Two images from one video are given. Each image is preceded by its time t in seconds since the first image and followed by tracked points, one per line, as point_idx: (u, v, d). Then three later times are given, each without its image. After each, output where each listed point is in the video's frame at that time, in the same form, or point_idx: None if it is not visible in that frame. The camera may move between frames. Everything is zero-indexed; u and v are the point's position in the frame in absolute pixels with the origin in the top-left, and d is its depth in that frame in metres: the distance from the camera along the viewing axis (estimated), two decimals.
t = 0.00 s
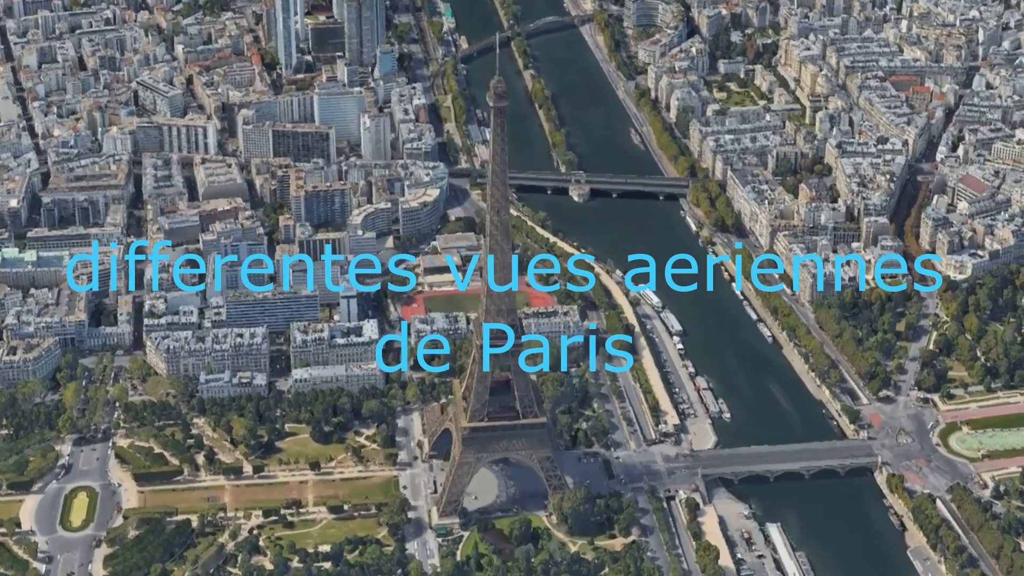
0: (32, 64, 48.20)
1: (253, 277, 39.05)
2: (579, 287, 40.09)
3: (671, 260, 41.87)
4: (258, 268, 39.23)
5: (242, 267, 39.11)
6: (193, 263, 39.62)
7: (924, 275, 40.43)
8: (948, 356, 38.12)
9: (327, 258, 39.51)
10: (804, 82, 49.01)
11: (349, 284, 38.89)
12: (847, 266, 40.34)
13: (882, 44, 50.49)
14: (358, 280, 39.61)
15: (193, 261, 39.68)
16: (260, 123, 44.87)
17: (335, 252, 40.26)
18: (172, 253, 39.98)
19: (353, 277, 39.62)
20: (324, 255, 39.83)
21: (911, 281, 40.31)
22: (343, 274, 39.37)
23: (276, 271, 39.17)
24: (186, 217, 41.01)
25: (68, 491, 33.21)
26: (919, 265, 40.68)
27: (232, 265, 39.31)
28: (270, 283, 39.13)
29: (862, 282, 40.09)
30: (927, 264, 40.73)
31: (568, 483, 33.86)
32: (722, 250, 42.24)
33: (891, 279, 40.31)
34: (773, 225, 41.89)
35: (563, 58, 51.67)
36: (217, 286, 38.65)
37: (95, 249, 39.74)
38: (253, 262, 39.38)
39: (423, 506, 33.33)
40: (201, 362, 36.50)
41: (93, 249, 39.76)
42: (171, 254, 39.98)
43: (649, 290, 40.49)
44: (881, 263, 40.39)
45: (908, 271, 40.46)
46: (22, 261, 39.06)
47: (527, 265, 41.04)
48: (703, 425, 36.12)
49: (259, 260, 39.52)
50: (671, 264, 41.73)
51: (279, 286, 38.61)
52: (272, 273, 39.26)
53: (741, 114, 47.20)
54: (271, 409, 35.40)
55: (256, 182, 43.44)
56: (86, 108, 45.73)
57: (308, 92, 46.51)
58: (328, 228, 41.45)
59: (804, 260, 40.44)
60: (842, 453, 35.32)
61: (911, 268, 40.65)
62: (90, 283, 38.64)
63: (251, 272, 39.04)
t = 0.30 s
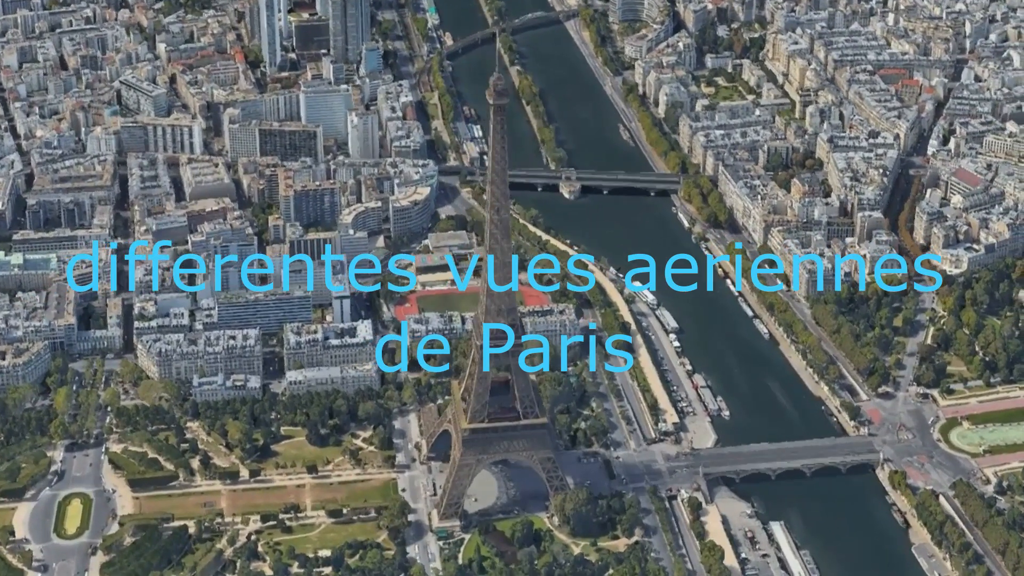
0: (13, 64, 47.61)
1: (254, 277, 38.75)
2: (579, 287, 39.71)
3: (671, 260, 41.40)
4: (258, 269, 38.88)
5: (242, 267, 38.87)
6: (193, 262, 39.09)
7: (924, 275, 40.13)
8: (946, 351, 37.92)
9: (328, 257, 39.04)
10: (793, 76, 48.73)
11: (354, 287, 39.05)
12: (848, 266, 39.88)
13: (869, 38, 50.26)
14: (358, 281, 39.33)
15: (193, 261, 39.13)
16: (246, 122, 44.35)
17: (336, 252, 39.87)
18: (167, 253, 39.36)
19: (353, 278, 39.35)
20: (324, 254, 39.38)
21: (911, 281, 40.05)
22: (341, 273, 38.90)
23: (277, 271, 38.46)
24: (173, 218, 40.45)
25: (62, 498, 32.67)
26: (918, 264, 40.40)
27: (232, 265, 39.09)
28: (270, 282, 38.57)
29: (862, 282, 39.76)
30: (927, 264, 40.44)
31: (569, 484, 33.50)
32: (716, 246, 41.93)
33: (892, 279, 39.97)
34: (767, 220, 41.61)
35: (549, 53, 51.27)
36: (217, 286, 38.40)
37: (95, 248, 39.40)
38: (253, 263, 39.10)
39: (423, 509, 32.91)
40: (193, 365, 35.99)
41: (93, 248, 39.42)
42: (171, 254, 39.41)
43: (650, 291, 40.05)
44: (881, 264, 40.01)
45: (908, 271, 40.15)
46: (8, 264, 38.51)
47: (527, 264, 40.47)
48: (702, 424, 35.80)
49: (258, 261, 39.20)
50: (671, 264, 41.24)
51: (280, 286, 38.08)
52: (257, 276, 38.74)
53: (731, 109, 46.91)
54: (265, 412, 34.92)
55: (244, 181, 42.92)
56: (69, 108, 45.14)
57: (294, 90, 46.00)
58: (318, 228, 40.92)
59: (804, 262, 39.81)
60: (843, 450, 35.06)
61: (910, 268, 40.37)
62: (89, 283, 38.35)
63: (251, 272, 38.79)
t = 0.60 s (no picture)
0: None
1: (254, 277, 37.91)
2: (579, 287, 39.20)
3: (672, 260, 40.76)
4: (258, 268, 37.94)
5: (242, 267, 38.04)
6: (193, 263, 38.32)
7: (923, 275, 39.57)
8: (943, 344, 37.63)
9: (327, 258, 38.60)
10: (777, 68, 48.37)
11: (352, 287, 38.46)
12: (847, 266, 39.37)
13: (852, 29, 49.93)
14: (359, 280, 38.75)
15: (193, 262, 38.35)
16: (227, 121, 43.64)
17: (336, 253, 39.31)
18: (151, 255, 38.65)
19: (353, 278, 38.77)
20: (324, 255, 38.88)
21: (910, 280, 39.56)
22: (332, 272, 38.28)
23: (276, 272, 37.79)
24: (156, 219, 39.66)
25: (53, 507, 31.93)
26: (918, 264, 39.78)
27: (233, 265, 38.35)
28: (270, 283, 37.65)
29: (862, 282, 39.22)
30: (927, 264, 39.74)
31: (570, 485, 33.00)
32: (706, 241, 41.49)
33: (891, 279, 39.49)
34: (758, 214, 41.22)
35: (529, 48, 50.73)
36: (217, 286, 37.88)
37: (95, 248, 38.99)
38: (254, 262, 38.16)
39: (423, 513, 32.33)
40: (183, 369, 35.30)
41: (93, 248, 39.02)
42: (171, 255, 38.87)
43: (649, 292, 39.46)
44: (881, 264, 39.58)
45: (908, 271, 39.66)
46: None
47: (527, 264, 39.90)
48: (701, 421, 35.35)
49: (260, 260, 38.23)
50: (671, 265, 40.61)
51: (279, 286, 37.54)
52: (238, 275, 37.96)
53: (716, 103, 46.51)
54: (258, 417, 34.26)
55: (226, 181, 42.22)
56: (45, 108, 44.31)
57: (275, 88, 45.34)
58: (304, 228, 40.26)
59: (803, 261, 39.13)
60: (844, 446, 34.69)
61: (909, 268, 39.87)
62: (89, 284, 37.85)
63: (251, 271, 37.94)
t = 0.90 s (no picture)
0: None
1: (253, 278, 37.43)
2: (579, 287, 38.73)
3: (672, 260, 40.33)
4: (258, 267, 37.65)
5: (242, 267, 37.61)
6: (193, 263, 37.83)
7: (923, 275, 39.15)
8: (940, 339, 37.43)
9: (327, 258, 38.49)
10: (763, 62, 48.09)
11: (351, 287, 38.07)
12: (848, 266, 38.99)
13: (838, 22, 49.69)
14: (359, 279, 38.31)
15: (193, 261, 37.89)
16: (212, 121, 43.12)
17: (336, 253, 38.93)
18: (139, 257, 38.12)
19: (353, 278, 38.33)
20: (324, 255, 38.67)
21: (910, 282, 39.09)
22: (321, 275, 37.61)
23: (276, 272, 37.32)
24: (142, 219, 39.09)
25: (46, 515, 31.38)
26: (918, 264, 39.39)
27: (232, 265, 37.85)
28: (270, 283, 37.14)
29: (862, 282, 38.78)
30: (927, 264, 39.34)
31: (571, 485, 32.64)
32: (698, 237, 41.18)
33: (891, 279, 39.08)
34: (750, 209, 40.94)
35: (513, 44, 50.32)
36: (217, 286, 37.40)
37: (95, 249, 38.84)
38: (253, 262, 37.83)
39: (423, 515, 31.92)
40: (175, 373, 34.77)
41: (93, 248, 38.86)
42: (172, 255, 38.24)
43: (648, 292, 39.05)
44: (881, 263, 39.16)
45: (908, 271, 39.29)
46: None
47: (526, 263, 39.46)
48: (700, 419, 35.04)
49: (260, 260, 37.91)
50: (671, 265, 40.17)
51: (279, 286, 37.04)
52: (227, 276, 37.48)
53: (703, 97, 46.21)
54: (253, 420, 33.78)
55: (213, 181, 41.69)
56: (26, 109, 43.69)
57: (260, 87, 44.86)
58: (293, 228, 39.75)
59: (803, 262, 38.82)
60: (845, 442, 34.43)
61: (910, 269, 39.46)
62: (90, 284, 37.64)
63: (251, 272, 37.48)
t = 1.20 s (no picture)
0: None
1: (254, 278, 36.65)
2: (579, 287, 38.37)
3: (672, 260, 39.87)
4: (258, 268, 36.95)
5: (242, 267, 36.78)
6: (192, 263, 37.31)
7: (923, 275, 38.73)
8: (937, 333, 37.23)
9: (327, 257, 38.24)
10: (750, 56, 47.83)
11: (351, 286, 37.68)
12: (848, 266, 38.66)
13: (824, 15, 49.47)
14: (359, 277, 37.99)
15: (192, 261, 37.36)
16: (196, 120, 42.60)
17: (336, 253, 38.62)
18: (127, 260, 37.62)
19: (353, 275, 38.02)
20: (324, 254, 38.32)
21: (911, 282, 38.67)
22: (319, 274, 37.17)
23: (277, 272, 36.86)
24: (129, 221, 38.59)
25: (40, 523, 30.84)
26: (918, 264, 38.97)
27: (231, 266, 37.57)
28: (271, 283, 36.65)
29: (862, 282, 38.40)
30: (927, 264, 38.93)
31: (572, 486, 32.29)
32: (690, 233, 40.87)
33: (892, 279, 38.73)
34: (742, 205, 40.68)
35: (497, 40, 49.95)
36: (217, 286, 36.93)
37: (95, 247, 38.17)
38: (253, 262, 37.09)
39: (423, 518, 31.51)
40: (167, 377, 34.25)
41: (93, 247, 38.20)
42: (172, 254, 37.70)
43: (648, 292, 38.60)
44: (882, 263, 38.82)
45: (908, 271, 38.92)
46: None
47: (526, 263, 39.09)
48: (698, 417, 34.72)
49: (260, 260, 37.22)
50: (668, 263, 39.79)
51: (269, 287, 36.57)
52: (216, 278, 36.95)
53: (691, 93, 45.92)
54: (248, 424, 33.30)
55: (199, 181, 41.18)
56: (7, 110, 43.09)
57: (245, 86, 44.43)
58: (282, 229, 39.26)
59: (803, 262, 38.61)
60: (845, 439, 34.18)
61: (910, 269, 39.05)
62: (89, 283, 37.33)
63: (252, 272, 36.67)
